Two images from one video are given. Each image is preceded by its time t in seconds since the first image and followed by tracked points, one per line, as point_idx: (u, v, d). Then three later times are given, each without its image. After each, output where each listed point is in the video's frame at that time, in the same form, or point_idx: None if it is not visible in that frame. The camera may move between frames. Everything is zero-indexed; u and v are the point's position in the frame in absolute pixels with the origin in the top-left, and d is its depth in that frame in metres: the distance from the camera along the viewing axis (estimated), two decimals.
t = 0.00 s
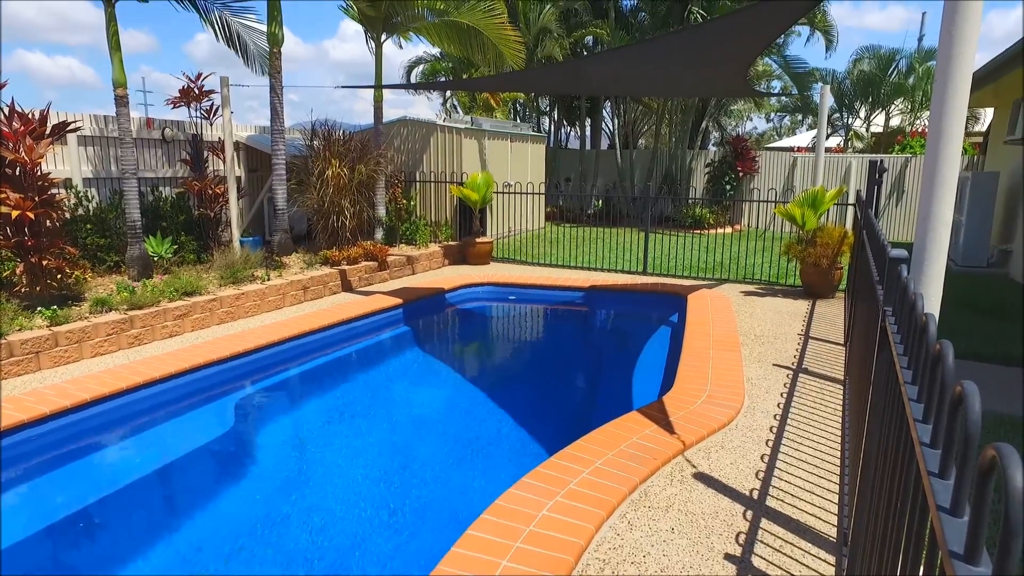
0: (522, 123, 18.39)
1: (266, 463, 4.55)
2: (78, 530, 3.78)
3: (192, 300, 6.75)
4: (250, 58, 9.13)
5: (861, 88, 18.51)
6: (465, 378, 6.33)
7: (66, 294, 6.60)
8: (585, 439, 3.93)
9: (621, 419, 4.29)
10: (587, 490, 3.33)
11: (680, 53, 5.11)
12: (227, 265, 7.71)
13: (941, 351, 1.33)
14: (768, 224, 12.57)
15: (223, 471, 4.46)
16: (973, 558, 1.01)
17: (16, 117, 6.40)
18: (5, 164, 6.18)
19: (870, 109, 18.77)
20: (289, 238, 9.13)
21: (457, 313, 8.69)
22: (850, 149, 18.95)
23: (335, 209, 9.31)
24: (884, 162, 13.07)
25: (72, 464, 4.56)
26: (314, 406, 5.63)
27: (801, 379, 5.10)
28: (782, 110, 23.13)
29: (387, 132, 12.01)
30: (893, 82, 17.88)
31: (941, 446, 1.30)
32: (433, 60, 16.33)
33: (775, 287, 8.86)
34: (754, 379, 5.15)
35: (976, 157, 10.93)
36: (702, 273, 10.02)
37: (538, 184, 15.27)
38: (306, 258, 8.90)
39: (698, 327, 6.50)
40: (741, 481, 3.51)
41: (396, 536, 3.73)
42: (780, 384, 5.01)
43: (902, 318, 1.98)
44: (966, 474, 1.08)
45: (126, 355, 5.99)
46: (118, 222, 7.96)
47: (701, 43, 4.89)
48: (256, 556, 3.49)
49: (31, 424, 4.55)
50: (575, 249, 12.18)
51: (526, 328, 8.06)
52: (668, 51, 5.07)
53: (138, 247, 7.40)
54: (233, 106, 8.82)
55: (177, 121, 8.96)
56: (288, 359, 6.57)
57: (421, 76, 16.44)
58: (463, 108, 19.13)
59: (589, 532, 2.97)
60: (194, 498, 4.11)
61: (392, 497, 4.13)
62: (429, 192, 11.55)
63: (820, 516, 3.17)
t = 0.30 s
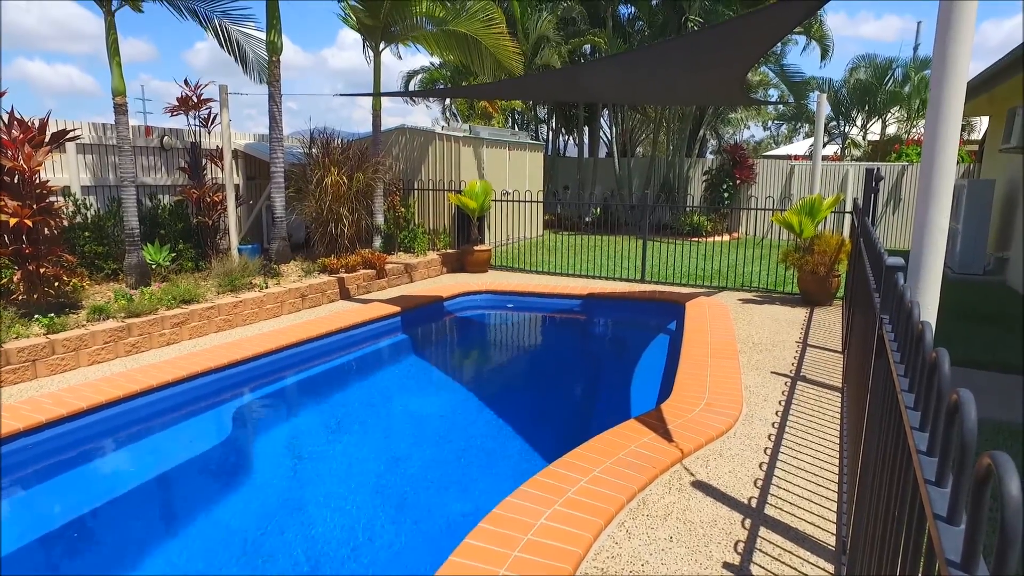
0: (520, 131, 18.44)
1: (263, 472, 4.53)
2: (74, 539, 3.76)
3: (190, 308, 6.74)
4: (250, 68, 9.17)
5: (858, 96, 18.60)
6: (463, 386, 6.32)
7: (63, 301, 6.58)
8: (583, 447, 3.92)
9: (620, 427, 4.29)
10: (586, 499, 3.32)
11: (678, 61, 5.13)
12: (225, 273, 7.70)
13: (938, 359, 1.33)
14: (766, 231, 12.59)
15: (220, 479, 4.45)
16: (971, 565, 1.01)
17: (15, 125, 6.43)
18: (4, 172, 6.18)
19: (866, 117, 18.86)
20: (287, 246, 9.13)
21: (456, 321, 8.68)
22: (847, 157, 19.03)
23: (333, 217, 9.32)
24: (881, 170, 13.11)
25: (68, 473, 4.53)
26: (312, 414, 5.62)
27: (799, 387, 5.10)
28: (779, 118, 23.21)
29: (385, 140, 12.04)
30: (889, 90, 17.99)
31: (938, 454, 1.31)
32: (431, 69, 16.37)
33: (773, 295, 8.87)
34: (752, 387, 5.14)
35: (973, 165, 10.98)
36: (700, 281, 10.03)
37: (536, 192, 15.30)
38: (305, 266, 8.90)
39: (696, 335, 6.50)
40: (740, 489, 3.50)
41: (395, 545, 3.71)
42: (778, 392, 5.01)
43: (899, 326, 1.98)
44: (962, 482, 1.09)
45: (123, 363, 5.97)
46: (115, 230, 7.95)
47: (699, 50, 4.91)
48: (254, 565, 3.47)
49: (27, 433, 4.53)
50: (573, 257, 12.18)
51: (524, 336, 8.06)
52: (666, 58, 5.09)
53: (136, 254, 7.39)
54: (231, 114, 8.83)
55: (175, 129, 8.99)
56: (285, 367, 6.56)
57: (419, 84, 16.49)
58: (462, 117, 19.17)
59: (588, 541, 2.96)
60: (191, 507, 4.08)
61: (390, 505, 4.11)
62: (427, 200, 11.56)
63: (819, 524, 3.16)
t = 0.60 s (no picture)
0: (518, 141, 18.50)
1: (261, 481, 4.52)
2: (69, 549, 3.74)
3: (188, 317, 6.74)
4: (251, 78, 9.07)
5: (854, 106, 18.71)
6: (461, 395, 6.31)
7: (61, 311, 6.57)
8: (581, 456, 3.92)
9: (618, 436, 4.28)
10: (585, 509, 3.32)
11: (674, 70, 5.16)
12: (223, 282, 7.71)
13: (935, 368, 1.34)
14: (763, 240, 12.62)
15: (217, 489, 4.43)
16: (967, 575, 1.01)
17: (14, 134, 6.41)
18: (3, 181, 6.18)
19: (862, 127, 18.98)
20: (285, 255, 9.15)
21: (454, 330, 8.68)
22: (844, 167, 19.11)
23: (331, 226, 9.34)
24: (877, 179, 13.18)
25: (63, 483, 4.52)
26: (309, 424, 5.61)
27: (797, 396, 5.10)
28: (776, 128, 23.32)
29: (383, 150, 12.08)
30: (885, 100, 18.12)
31: (935, 463, 1.31)
32: (430, 79, 16.42)
33: (770, 304, 8.89)
34: (750, 396, 5.14)
35: (968, 175, 11.05)
36: (697, 290, 10.05)
37: (533, 201, 15.34)
38: (303, 275, 8.90)
39: (694, 344, 6.51)
40: (738, 499, 3.50)
41: (392, 554, 3.70)
42: (777, 401, 5.01)
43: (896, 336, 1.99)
44: (959, 491, 1.09)
45: (120, 373, 5.96)
46: (114, 239, 7.95)
47: (696, 60, 4.94)
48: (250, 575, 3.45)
49: (22, 442, 4.52)
50: (571, 266, 12.19)
51: (522, 346, 8.05)
52: (663, 67, 5.12)
53: (134, 263, 7.39)
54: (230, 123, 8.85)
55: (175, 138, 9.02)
56: (283, 376, 6.55)
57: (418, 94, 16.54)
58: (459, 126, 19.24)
59: (586, 550, 2.96)
60: (187, 517, 4.07)
61: (388, 515, 4.11)
62: (425, 210, 11.57)
63: (817, 534, 3.15)
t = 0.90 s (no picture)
0: (516, 151, 18.56)
1: (257, 492, 4.50)
2: (64, 561, 3.71)
3: (185, 327, 6.73)
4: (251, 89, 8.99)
5: (850, 116, 18.80)
6: (459, 405, 6.30)
7: (57, 320, 6.56)
8: (580, 467, 3.91)
9: (616, 446, 4.27)
10: (584, 519, 3.31)
11: (672, 80, 5.19)
12: (221, 291, 7.70)
13: (932, 379, 1.34)
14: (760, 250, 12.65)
15: (214, 500, 4.41)
16: None
17: (13, 145, 6.43)
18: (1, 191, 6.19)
19: (858, 137, 19.07)
20: (283, 265, 9.15)
21: (452, 340, 8.67)
22: (840, 176, 19.18)
23: (329, 236, 9.34)
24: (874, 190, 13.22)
25: (59, 494, 4.49)
26: (306, 434, 5.59)
27: (796, 406, 5.09)
28: (772, 138, 23.40)
29: (382, 160, 12.12)
30: (880, 110, 18.23)
31: (933, 473, 1.31)
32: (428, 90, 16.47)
33: (768, 313, 8.90)
34: (749, 405, 5.14)
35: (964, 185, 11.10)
36: (695, 300, 10.05)
37: (531, 211, 15.37)
38: (301, 285, 8.89)
39: (692, 354, 6.50)
40: (737, 509, 3.49)
41: (390, 565, 3.68)
42: (775, 410, 5.00)
43: (894, 345, 1.99)
44: (958, 500, 1.09)
45: (117, 382, 5.94)
46: (111, 249, 7.95)
47: (692, 71, 4.97)
48: None
49: (18, 453, 4.49)
50: (569, 275, 12.20)
51: (520, 355, 8.04)
52: (660, 77, 5.14)
53: (131, 273, 7.38)
54: (229, 133, 8.86)
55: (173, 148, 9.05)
56: (280, 387, 6.53)
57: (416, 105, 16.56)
58: (457, 136, 19.30)
59: (584, 561, 2.95)
60: (183, 528, 4.05)
61: (386, 525, 4.09)
62: (423, 219, 11.59)
63: (817, 544, 3.14)
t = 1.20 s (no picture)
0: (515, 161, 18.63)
1: (257, 502, 4.50)
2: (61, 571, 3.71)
3: (185, 336, 6.73)
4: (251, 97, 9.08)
5: (847, 125, 18.91)
6: (458, 414, 6.30)
7: (57, 329, 6.56)
8: (579, 476, 3.90)
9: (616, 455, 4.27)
10: (584, 529, 3.31)
11: (671, 91, 5.23)
12: (220, 301, 7.71)
13: (930, 389, 1.36)
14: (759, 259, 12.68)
15: (213, 510, 4.41)
16: None
17: (15, 155, 6.46)
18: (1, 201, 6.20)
19: (855, 146, 19.18)
20: (283, 274, 9.17)
21: (451, 349, 8.68)
22: (837, 185, 19.27)
23: (329, 246, 9.36)
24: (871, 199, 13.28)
25: (58, 504, 4.48)
26: (305, 444, 5.59)
27: (795, 415, 5.09)
28: (770, 147, 23.51)
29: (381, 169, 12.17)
30: (877, 120, 18.33)
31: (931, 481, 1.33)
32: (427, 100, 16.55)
33: (767, 322, 8.92)
34: (748, 414, 5.14)
35: (961, 194, 11.15)
36: (694, 309, 10.07)
37: (530, 221, 15.41)
38: (300, 294, 8.91)
39: (691, 363, 6.51)
40: (737, 518, 3.49)
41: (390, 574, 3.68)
42: (775, 419, 5.00)
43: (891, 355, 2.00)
44: (956, 509, 1.11)
45: (117, 392, 5.94)
46: (111, 258, 7.96)
47: (691, 82, 5.01)
48: None
49: (17, 463, 4.49)
50: (568, 285, 12.22)
51: (519, 365, 8.05)
52: (657, 88, 5.18)
53: (131, 282, 7.39)
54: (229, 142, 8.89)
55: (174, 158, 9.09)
56: (280, 397, 6.53)
57: (415, 115, 16.63)
58: (456, 146, 19.38)
59: (585, 571, 2.95)
60: (182, 538, 4.05)
61: (386, 535, 4.09)
62: (422, 229, 11.62)
63: (817, 554, 3.15)
